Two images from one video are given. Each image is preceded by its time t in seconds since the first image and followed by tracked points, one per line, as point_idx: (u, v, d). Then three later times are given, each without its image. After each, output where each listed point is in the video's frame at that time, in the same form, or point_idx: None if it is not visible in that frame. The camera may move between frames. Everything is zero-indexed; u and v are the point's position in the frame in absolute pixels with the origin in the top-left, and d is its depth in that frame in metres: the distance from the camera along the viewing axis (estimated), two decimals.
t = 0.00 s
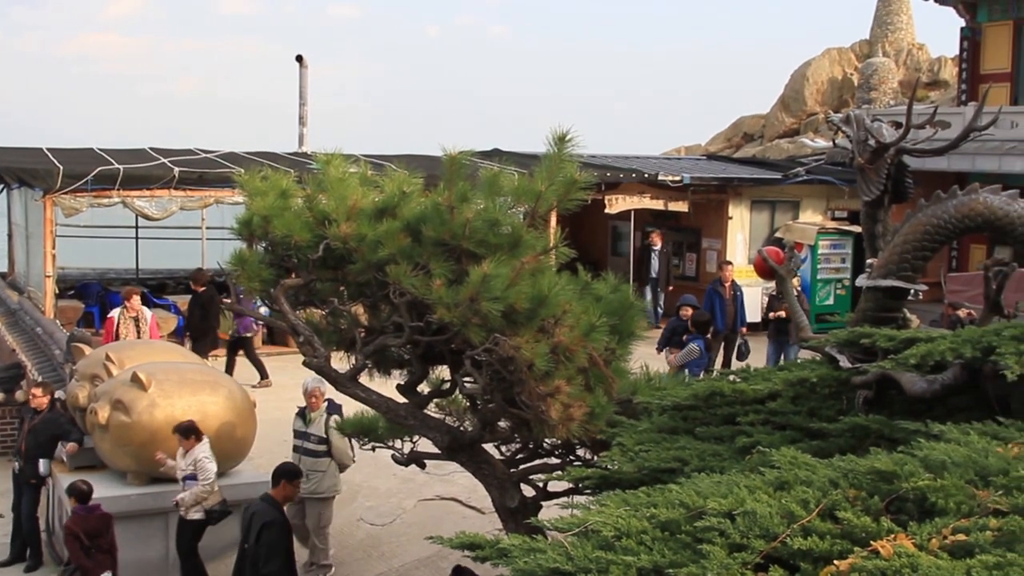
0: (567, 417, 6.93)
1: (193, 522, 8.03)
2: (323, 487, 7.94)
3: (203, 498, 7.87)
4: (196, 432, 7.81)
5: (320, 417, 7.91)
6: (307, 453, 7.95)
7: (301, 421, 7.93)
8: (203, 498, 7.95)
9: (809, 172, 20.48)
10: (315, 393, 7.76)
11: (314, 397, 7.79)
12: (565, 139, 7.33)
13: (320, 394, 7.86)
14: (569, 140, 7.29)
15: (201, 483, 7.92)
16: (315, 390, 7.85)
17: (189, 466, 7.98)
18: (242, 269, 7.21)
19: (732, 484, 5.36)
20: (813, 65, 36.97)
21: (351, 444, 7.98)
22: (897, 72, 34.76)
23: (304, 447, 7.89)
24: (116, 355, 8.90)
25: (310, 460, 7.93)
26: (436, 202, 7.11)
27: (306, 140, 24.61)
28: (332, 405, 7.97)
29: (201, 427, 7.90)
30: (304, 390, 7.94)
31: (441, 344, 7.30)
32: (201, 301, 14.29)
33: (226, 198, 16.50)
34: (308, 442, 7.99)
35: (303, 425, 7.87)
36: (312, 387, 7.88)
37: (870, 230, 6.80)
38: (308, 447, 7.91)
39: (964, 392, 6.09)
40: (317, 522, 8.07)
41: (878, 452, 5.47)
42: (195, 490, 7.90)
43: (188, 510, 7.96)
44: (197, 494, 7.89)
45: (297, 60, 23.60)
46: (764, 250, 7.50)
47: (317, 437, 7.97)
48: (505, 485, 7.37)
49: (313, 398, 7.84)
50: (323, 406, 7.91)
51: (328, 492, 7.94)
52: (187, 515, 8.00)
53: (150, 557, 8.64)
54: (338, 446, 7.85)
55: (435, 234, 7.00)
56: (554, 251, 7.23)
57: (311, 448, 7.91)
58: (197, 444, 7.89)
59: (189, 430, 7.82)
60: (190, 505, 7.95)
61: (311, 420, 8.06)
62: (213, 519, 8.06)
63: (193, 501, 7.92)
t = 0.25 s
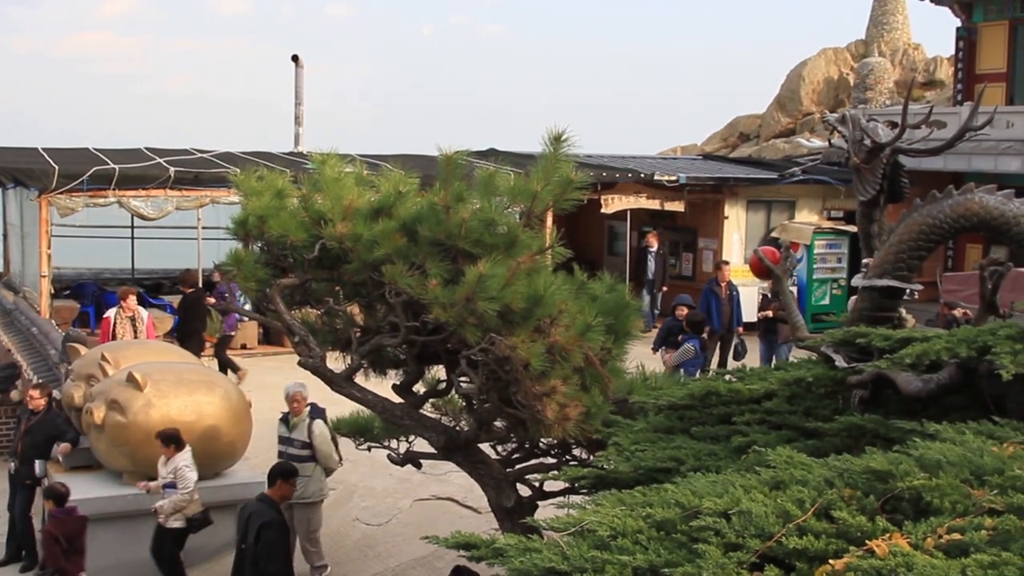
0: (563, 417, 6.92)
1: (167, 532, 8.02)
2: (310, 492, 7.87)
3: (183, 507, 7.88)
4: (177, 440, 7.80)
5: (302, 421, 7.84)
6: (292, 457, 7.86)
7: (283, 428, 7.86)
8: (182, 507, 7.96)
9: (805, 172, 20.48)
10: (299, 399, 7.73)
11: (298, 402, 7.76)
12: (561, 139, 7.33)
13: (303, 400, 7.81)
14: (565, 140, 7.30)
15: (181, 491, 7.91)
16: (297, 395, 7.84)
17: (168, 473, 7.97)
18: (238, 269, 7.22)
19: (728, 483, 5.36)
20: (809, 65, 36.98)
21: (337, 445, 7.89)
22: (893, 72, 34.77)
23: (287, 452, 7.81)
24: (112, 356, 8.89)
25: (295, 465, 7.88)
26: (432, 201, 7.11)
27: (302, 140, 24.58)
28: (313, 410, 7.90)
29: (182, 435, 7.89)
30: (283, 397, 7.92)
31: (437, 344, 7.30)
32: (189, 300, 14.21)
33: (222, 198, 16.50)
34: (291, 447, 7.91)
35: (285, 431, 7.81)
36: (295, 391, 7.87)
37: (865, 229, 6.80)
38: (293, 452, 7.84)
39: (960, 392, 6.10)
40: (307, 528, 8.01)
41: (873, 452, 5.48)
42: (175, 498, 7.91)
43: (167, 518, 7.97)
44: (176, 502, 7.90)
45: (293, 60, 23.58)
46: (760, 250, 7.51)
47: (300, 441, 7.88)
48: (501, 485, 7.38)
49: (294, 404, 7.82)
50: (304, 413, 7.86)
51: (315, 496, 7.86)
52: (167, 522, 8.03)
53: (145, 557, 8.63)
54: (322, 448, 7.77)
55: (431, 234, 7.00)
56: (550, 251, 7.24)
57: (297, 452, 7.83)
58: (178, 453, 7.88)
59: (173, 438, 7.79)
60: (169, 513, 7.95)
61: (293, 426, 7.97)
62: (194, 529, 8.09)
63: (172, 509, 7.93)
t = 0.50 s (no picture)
0: (561, 416, 6.95)
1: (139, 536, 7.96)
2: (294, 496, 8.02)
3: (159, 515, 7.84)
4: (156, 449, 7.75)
5: (283, 428, 8.32)
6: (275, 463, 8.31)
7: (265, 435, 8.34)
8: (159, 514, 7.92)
9: (803, 172, 20.49)
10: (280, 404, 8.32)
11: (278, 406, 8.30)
12: (559, 139, 7.34)
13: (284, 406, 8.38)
14: (562, 140, 7.30)
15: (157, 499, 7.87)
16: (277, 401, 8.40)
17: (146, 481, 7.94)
18: (236, 269, 7.23)
19: (725, 483, 5.36)
20: (807, 64, 36.98)
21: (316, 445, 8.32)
22: (890, 72, 34.77)
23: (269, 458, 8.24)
24: (111, 356, 8.86)
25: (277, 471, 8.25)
26: (430, 201, 7.11)
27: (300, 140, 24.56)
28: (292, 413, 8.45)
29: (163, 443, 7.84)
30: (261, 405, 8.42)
31: (435, 344, 7.30)
32: (178, 299, 14.06)
33: (220, 198, 16.53)
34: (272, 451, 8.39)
35: (266, 438, 8.29)
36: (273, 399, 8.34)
37: (863, 229, 6.80)
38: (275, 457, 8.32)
39: (958, 392, 6.10)
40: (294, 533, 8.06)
41: (871, 451, 5.47)
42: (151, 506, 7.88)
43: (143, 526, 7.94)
44: (152, 511, 7.87)
45: (290, 60, 23.56)
46: (757, 250, 7.51)
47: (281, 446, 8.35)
48: (499, 485, 7.38)
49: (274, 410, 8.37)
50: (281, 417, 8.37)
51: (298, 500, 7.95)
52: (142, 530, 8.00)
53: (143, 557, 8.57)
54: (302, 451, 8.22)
55: (428, 234, 7.01)
56: (547, 251, 7.24)
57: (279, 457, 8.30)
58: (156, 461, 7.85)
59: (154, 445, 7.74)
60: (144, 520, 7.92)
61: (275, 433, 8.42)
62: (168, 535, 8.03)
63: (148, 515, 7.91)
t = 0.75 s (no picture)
0: (560, 416, 6.97)
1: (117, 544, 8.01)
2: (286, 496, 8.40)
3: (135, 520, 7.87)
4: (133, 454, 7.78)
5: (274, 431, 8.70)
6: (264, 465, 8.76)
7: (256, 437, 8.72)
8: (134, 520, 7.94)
9: (803, 171, 20.49)
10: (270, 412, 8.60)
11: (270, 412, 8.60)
12: (558, 138, 7.35)
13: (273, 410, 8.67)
14: (562, 140, 7.31)
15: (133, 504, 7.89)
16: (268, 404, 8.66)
17: (122, 486, 7.96)
18: (236, 268, 7.23)
19: (725, 483, 5.36)
20: (806, 64, 36.96)
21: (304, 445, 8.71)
22: (890, 72, 34.76)
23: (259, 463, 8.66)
24: (112, 355, 8.86)
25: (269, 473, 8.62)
26: (429, 201, 7.11)
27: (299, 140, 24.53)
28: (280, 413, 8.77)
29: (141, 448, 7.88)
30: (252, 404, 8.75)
31: (435, 343, 7.30)
32: (172, 300, 14.03)
33: (219, 198, 16.59)
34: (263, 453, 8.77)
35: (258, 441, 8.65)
36: (264, 404, 8.65)
37: (863, 229, 6.80)
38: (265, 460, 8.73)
39: (958, 391, 6.10)
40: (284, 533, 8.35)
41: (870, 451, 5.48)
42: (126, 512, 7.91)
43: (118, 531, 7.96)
44: (128, 516, 7.89)
45: (290, 60, 23.55)
46: (756, 249, 7.52)
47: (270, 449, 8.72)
48: (499, 484, 7.38)
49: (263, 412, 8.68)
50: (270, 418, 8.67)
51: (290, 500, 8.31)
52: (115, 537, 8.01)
53: (143, 557, 8.56)
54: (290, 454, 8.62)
55: (428, 233, 7.01)
56: (547, 251, 7.25)
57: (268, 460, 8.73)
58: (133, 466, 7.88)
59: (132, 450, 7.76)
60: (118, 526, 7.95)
61: (265, 436, 8.81)
62: (141, 543, 8.05)
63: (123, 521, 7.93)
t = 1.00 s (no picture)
0: (562, 416, 6.99)
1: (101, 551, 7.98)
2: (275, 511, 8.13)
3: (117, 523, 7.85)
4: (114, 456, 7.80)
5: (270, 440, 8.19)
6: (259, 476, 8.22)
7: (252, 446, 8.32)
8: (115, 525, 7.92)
9: (805, 171, 20.49)
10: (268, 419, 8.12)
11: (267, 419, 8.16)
12: (560, 138, 7.35)
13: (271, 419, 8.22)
14: (564, 140, 7.31)
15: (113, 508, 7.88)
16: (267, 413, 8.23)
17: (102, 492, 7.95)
18: (238, 268, 7.24)
19: (726, 483, 5.36)
20: (808, 64, 36.97)
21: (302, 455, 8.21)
22: (892, 71, 34.76)
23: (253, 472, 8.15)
24: (113, 355, 8.82)
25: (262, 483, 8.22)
26: (431, 201, 7.12)
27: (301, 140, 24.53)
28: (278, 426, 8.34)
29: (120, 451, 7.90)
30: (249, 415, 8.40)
31: (436, 343, 7.30)
32: (171, 301, 14.02)
33: (221, 198, 16.49)
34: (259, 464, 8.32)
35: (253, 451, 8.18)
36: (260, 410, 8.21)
37: (864, 229, 6.81)
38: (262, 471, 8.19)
39: (960, 391, 6.10)
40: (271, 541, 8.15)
41: (873, 451, 5.48)
42: (107, 517, 7.90)
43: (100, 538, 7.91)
44: (109, 521, 7.87)
45: (292, 61, 23.58)
46: (759, 249, 7.53)
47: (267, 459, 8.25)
48: (501, 484, 7.38)
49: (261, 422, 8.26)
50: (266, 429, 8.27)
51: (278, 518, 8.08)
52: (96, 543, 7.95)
53: (145, 557, 8.53)
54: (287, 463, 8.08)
55: (430, 233, 7.02)
56: (549, 251, 7.25)
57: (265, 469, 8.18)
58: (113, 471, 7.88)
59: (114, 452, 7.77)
60: (99, 531, 7.90)
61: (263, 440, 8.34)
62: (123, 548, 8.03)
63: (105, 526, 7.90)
